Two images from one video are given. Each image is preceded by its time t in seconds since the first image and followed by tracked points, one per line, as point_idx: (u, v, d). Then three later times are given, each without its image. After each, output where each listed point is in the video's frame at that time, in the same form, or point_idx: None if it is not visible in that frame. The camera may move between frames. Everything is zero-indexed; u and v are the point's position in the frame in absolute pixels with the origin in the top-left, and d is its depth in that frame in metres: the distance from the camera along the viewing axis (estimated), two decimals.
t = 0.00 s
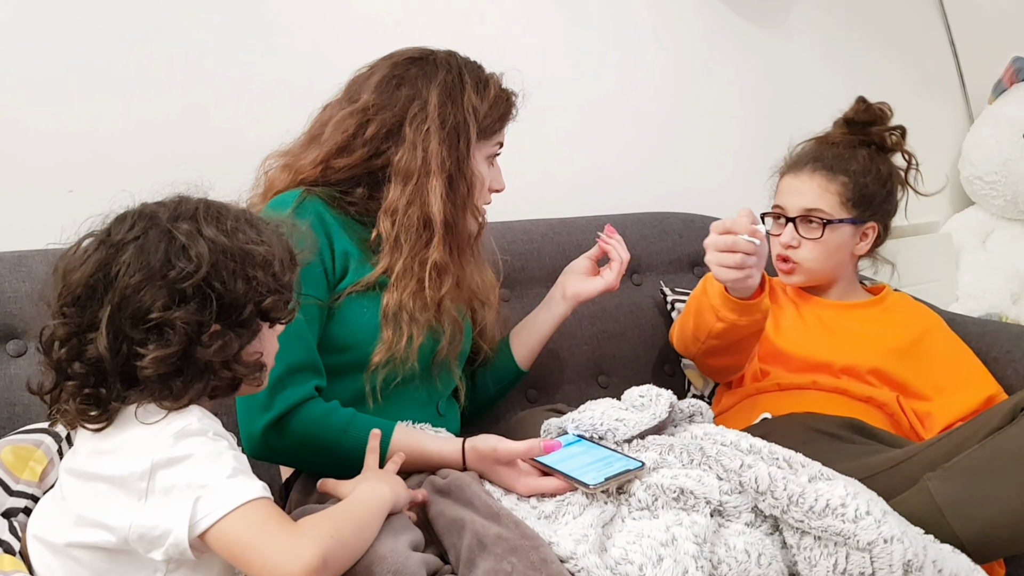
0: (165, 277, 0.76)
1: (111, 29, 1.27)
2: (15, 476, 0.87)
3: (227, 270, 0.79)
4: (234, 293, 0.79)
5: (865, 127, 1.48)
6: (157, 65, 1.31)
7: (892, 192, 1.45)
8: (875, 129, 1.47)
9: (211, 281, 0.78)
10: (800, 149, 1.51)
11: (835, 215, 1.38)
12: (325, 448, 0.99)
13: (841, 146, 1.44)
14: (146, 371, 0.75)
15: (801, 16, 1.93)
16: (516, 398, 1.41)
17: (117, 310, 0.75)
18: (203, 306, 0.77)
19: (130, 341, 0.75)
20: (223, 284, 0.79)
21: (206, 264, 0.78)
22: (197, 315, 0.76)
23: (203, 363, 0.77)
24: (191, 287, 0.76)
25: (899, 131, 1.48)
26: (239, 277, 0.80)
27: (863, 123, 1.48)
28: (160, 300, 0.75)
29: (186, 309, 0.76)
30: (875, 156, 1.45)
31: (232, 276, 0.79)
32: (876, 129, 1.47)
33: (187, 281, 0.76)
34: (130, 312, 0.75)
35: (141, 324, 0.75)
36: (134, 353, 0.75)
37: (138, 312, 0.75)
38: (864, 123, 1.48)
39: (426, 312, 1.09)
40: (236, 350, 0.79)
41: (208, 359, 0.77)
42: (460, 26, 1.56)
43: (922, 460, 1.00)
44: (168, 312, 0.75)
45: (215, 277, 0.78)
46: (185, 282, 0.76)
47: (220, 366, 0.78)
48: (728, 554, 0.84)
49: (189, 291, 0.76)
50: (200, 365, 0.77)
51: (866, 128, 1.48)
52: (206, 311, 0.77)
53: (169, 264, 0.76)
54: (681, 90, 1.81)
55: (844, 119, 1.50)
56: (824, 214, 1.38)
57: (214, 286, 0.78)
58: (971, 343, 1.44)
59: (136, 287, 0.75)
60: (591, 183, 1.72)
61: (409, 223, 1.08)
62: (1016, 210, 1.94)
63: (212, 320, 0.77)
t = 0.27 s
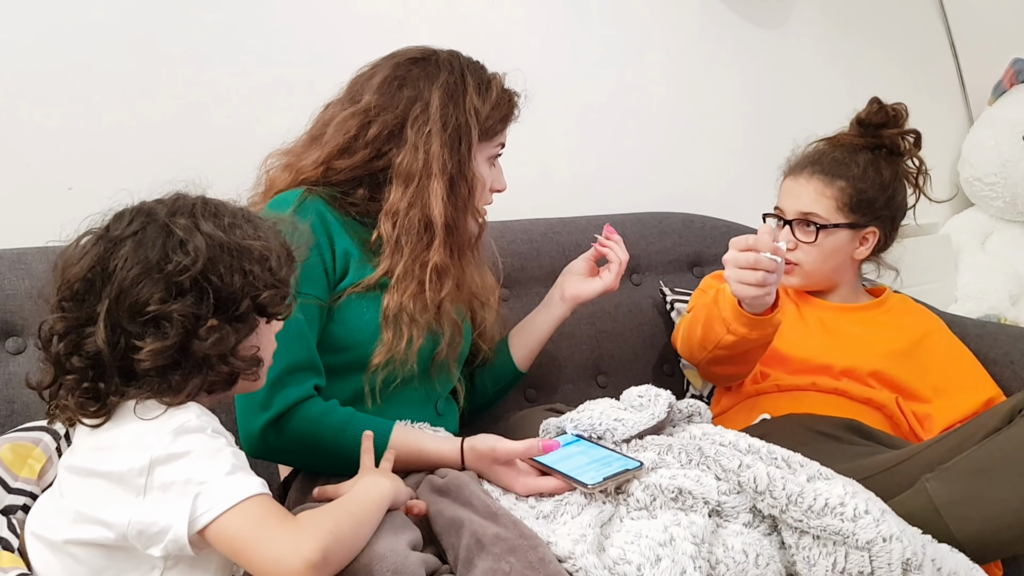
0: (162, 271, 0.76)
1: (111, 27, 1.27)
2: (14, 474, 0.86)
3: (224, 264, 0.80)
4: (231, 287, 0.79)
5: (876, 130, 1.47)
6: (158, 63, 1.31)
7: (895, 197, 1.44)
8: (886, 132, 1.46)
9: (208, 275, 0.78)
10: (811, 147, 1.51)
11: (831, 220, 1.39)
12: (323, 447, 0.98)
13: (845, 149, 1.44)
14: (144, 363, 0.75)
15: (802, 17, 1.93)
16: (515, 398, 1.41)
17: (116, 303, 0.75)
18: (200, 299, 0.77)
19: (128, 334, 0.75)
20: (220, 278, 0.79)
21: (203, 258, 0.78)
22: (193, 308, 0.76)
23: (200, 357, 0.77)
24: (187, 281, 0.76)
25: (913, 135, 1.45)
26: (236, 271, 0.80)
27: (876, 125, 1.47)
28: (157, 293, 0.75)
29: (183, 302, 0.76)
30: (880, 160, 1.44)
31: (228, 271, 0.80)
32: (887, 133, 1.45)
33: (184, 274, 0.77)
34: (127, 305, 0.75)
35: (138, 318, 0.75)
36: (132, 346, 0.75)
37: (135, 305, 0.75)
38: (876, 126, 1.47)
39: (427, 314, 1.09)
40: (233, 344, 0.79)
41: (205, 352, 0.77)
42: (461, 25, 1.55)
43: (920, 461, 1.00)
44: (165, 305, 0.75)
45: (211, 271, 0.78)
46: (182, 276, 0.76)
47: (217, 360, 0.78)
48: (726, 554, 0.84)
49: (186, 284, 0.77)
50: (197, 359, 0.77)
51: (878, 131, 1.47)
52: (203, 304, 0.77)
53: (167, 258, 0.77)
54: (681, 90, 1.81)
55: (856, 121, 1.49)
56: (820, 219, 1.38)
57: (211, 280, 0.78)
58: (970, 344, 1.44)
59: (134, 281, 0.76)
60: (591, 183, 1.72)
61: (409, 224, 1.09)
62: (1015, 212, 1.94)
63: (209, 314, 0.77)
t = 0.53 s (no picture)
0: (149, 264, 0.76)
1: (111, 27, 1.27)
2: (9, 475, 0.87)
3: (211, 258, 0.79)
4: (218, 280, 0.79)
5: (872, 131, 1.47)
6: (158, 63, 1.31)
7: (892, 198, 1.44)
8: (881, 133, 1.46)
9: (195, 268, 0.78)
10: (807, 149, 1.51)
11: (826, 220, 1.39)
12: (321, 447, 0.99)
13: (841, 149, 1.45)
14: (134, 355, 0.75)
15: (800, 17, 1.93)
16: (513, 398, 1.41)
17: (105, 296, 0.76)
18: (188, 292, 0.77)
19: (118, 327, 0.76)
20: (208, 271, 0.79)
21: (190, 251, 0.78)
22: (181, 300, 0.76)
23: (190, 348, 0.77)
24: (175, 273, 0.76)
25: (908, 136, 1.45)
26: (223, 264, 0.80)
27: (871, 127, 1.47)
28: (145, 286, 0.75)
29: (171, 294, 0.76)
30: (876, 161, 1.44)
31: (216, 264, 0.79)
32: (882, 134, 1.45)
33: (171, 267, 0.76)
34: (117, 298, 0.75)
35: (128, 310, 0.75)
36: (122, 338, 0.76)
37: (124, 297, 0.75)
38: (872, 127, 1.47)
39: (426, 315, 1.09)
40: (221, 336, 0.79)
41: (194, 344, 0.77)
42: (459, 26, 1.56)
43: (917, 461, 1.00)
44: (153, 297, 0.75)
45: (199, 264, 0.78)
46: (169, 268, 0.76)
47: (206, 352, 0.78)
48: (724, 554, 0.84)
49: (174, 276, 0.76)
50: (187, 350, 0.77)
51: (873, 132, 1.47)
52: (191, 296, 0.77)
53: (154, 252, 0.77)
54: (680, 91, 1.81)
55: (851, 122, 1.50)
56: (815, 219, 1.38)
57: (199, 273, 0.78)
58: (968, 345, 1.45)
59: (123, 274, 0.76)
60: (590, 184, 1.73)
61: (410, 225, 1.09)
62: (1014, 213, 1.94)
63: (197, 307, 0.77)
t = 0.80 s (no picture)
0: (115, 260, 0.77)
1: (110, 28, 1.27)
2: None
3: (178, 260, 0.79)
4: (180, 281, 0.78)
5: (872, 130, 1.46)
6: (157, 63, 1.31)
7: (892, 199, 1.44)
8: (881, 133, 1.45)
9: (159, 267, 0.78)
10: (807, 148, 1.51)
11: (827, 221, 1.38)
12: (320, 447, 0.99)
13: (843, 149, 1.44)
14: (88, 345, 0.75)
15: (800, 17, 1.93)
16: (513, 398, 1.41)
17: (72, 288, 0.77)
18: (149, 290, 0.77)
19: (78, 317, 0.76)
20: (171, 272, 0.78)
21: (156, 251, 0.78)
22: (140, 296, 0.76)
23: (146, 346, 0.77)
24: (137, 271, 0.77)
25: (910, 135, 1.44)
26: (189, 267, 0.80)
27: (871, 126, 1.47)
28: (108, 280, 0.76)
29: (128, 290, 0.76)
30: (877, 162, 1.44)
31: (181, 266, 0.79)
32: (883, 133, 1.44)
33: (135, 264, 0.77)
34: (81, 290, 0.76)
35: (87, 301, 0.76)
36: (78, 328, 0.76)
37: (87, 290, 0.76)
38: (872, 126, 1.46)
39: (426, 315, 1.09)
40: (178, 336, 0.78)
41: (147, 341, 0.76)
42: (458, 26, 1.56)
43: (917, 461, 1.00)
44: (113, 291, 0.76)
45: (162, 265, 0.78)
46: (133, 266, 0.77)
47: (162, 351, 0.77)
48: (724, 554, 0.84)
49: (137, 274, 0.77)
50: (142, 348, 0.77)
51: (874, 132, 1.47)
52: (150, 294, 0.77)
53: (122, 248, 0.78)
54: (679, 91, 1.81)
55: (853, 122, 1.49)
56: (815, 221, 1.38)
57: (161, 273, 0.78)
58: (968, 344, 1.44)
59: (91, 268, 0.77)
60: (589, 184, 1.73)
61: (410, 224, 1.09)
62: (1013, 212, 1.94)
63: (156, 306, 0.77)
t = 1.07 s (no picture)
0: (109, 267, 0.77)
1: (108, 28, 1.27)
2: None
3: (174, 273, 0.79)
4: (174, 294, 0.78)
5: (879, 140, 1.50)
6: (155, 64, 1.31)
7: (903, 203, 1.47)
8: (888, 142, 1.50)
9: (154, 279, 0.78)
10: (816, 147, 1.51)
11: (862, 206, 1.38)
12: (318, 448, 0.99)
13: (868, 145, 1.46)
14: (77, 354, 0.75)
15: (798, 16, 1.93)
16: (512, 398, 1.41)
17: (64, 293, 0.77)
18: (142, 301, 0.77)
19: (69, 323, 0.76)
20: (165, 284, 0.78)
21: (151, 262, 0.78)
22: (132, 308, 0.76)
23: (137, 358, 0.77)
24: (131, 280, 0.77)
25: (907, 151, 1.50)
26: (184, 280, 0.80)
27: (876, 137, 1.51)
28: (102, 288, 0.76)
29: (121, 301, 0.76)
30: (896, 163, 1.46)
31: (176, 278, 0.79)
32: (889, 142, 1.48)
33: (130, 274, 0.77)
34: (74, 296, 0.76)
35: (80, 308, 0.76)
36: (69, 335, 0.76)
37: (80, 296, 0.76)
38: (877, 137, 1.51)
39: (426, 314, 1.09)
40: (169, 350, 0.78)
41: (138, 354, 0.77)
42: (457, 27, 1.56)
43: (916, 460, 1.00)
44: (106, 300, 0.76)
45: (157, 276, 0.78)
46: (127, 275, 0.77)
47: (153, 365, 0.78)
48: (725, 553, 0.84)
49: (130, 283, 0.77)
50: (133, 360, 0.77)
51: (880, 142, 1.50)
52: (143, 306, 0.77)
53: (118, 256, 0.78)
54: (678, 90, 1.81)
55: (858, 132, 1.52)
56: (853, 202, 1.38)
57: (155, 285, 0.78)
58: (967, 343, 1.44)
59: (84, 273, 0.77)
60: (588, 184, 1.73)
61: (409, 224, 1.09)
62: (1012, 211, 1.94)
63: (148, 318, 0.77)
